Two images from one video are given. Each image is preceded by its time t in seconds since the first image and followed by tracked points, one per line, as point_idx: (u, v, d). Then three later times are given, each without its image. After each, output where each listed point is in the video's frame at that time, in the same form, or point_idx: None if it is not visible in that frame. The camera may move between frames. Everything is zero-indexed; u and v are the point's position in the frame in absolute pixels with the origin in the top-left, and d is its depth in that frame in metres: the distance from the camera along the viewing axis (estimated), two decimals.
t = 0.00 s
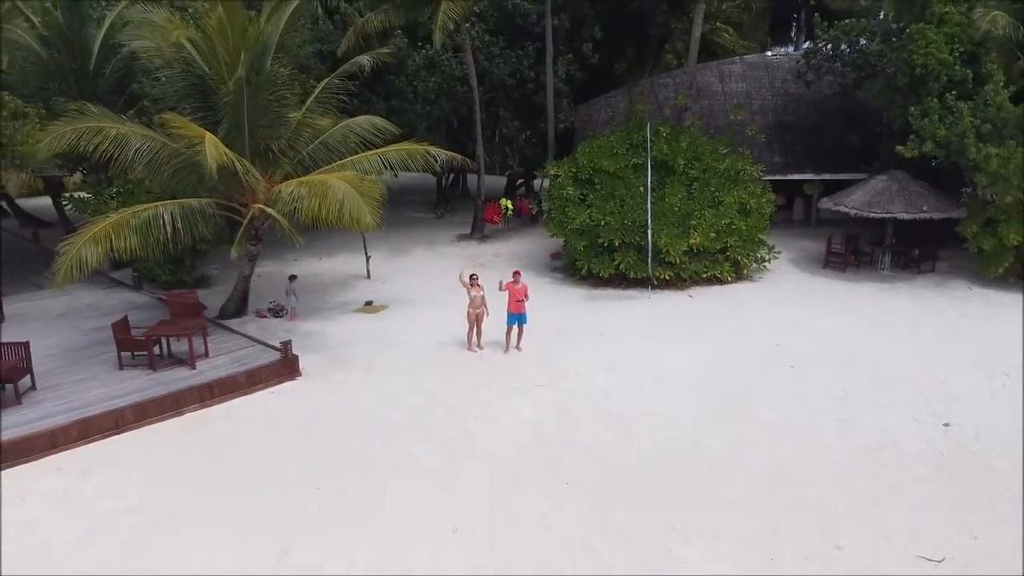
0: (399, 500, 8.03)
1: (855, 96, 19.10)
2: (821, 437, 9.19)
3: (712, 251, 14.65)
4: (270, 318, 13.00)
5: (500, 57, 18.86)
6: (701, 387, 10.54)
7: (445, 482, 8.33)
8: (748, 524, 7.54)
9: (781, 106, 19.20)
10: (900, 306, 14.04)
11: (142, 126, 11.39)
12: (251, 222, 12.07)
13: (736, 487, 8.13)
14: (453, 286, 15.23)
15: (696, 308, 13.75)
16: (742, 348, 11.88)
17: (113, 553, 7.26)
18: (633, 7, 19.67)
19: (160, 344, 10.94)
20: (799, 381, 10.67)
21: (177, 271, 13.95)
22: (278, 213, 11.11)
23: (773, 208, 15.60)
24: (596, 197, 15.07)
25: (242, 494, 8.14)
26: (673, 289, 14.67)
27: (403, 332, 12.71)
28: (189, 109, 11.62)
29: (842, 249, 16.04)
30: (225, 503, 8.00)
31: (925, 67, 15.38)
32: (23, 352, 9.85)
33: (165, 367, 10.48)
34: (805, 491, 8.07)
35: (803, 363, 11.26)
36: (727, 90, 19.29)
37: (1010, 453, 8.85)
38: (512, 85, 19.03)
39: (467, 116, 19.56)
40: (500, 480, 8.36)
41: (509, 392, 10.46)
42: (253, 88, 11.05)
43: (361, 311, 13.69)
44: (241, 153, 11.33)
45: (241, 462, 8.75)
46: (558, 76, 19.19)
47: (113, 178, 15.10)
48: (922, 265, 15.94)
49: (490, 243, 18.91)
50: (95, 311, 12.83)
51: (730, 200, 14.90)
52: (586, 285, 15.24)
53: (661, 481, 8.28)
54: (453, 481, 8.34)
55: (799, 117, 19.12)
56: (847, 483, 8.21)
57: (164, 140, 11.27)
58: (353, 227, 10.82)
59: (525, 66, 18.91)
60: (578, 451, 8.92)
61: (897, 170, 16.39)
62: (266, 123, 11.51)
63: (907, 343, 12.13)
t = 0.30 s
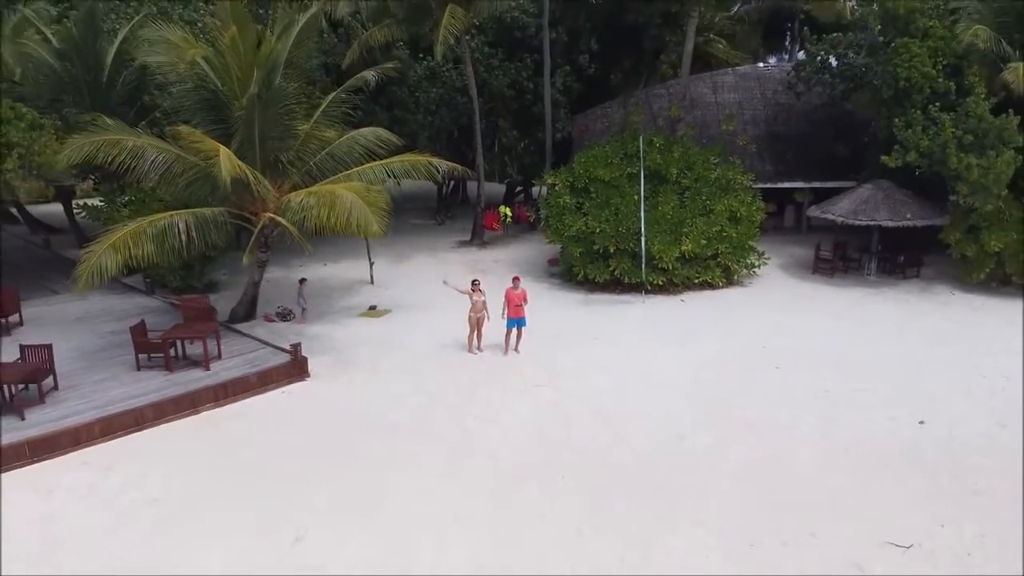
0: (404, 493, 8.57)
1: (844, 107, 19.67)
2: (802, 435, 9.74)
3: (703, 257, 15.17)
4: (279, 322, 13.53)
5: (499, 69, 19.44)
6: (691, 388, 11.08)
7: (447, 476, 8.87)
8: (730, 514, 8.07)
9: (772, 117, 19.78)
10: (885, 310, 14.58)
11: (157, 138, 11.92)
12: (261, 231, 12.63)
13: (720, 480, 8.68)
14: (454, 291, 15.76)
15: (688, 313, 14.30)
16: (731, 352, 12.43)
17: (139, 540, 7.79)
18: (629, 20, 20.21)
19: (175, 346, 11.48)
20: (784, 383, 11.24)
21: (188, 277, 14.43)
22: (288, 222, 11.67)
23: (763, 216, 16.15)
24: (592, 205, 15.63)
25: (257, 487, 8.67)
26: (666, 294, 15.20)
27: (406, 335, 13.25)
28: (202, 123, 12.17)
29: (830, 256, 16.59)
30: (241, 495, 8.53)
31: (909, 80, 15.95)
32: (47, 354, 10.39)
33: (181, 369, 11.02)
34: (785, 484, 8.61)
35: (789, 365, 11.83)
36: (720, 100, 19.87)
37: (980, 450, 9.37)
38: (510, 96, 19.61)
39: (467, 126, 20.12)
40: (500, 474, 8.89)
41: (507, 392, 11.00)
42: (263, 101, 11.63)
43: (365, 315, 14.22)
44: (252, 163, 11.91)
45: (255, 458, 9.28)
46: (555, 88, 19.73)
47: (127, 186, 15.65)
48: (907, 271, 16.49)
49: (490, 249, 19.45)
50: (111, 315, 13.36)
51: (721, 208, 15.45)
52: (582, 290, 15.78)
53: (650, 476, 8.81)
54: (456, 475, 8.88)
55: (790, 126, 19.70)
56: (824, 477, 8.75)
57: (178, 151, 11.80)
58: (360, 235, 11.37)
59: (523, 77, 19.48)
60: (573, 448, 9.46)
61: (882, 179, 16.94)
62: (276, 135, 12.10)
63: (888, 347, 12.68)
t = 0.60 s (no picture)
0: (410, 485, 9.13)
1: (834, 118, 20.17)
2: (786, 432, 10.30)
3: (696, 263, 15.73)
4: (287, 325, 14.07)
5: (499, 80, 20.05)
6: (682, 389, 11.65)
7: (451, 470, 9.43)
8: (715, 504, 8.63)
9: (764, 126, 20.37)
10: (871, 314, 15.13)
11: (173, 151, 12.52)
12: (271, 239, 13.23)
13: (707, 474, 9.25)
14: (456, 296, 16.29)
15: (681, 317, 14.87)
16: (721, 354, 13.01)
17: (162, 529, 8.35)
18: (625, 33, 20.78)
19: (190, 349, 12.03)
20: (770, 383, 11.81)
21: (197, 282, 14.96)
22: (299, 230, 12.27)
23: (754, 223, 16.73)
24: (588, 213, 16.24)
25: (273, 480, 9.23)
26: (660, 299, 15.78)
27: (411, 338, 13.81)
28: (215, 136, 12.75)
29: (820, 262, 17.16)
30: (257, 487, 9.08)
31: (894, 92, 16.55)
32: (70, 356, 10.95)
33: (196, 370, 11.57)
34: (768, 477, 9.17)
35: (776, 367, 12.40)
36: (713, 110, 20.47)
37: (955, 446, 9.92)
38: (510, 107, 20.20)
39: (468, 136, 20.72)
40: (500, 469, 9.44)
41: (507, 392, 11.57)
42: (274, 114, 12.24)
43: (370, 320, 14.75)
44: (264, 174, 12.52)
45: (269, 453, 9.83)
46: (553, 99, 20.31)
47: (140, 195, 16.26)
48: (894, 276, 17.04)
49: (490, 255, 20.01)
50: (127, 319, 13.93)
51: (713, 216, 16.04)
52: (580, 295, 16.33)
53: (641, 470, 9.37)
54: (459, 469, 9.44)
55: (782, 136, 20.29)
56: (805, 471, 9.32)
57: (193, 163, 12.40)
58: (367, 243, 11.96)
59: (522, 89, 20.08)
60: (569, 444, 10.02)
61: (869, 188, 17.51)
62: (286, 147, 12.70)
63: (872, 349, 13.24)
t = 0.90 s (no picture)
0: (416, 479, 9.71)
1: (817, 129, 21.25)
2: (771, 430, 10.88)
3: (689, 269, 16.34)
4: (295, 329, 14.63)
5: (500, 91, 20.67)
6: (673, 389, 12.22)
7: (454, 465, 10.01)
8: (703, 496, 9.23)
9: (757, 135, 20.97)
10: (857, 318, 15.71)
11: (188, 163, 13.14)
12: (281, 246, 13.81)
13: (695, 469, 9.83)
14: (457, 300, 16.88)
15: (675, 321, 15.47)
16: (711, 357, 13.60)
17: (186, 520, 8.93)
18: (621, 45, 21.40)
19: (204, 352, 12.63)
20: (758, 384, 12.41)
21: (209, 287, 15.53)
22: (309, 238, 12.88)
23: (745, 230, 17.33)
24: (585, 220, 16.89)
25: (286, 475, 9.81)
26: (654, 303, 16.38)
27: (414, 341, 14.38)
28: (228, 148, 13.37)
29: (809, 267, 17.74)
30: (272, 482, 9.66)
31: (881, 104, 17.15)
32: (91, 358, 11.53)
33: (211, 372, 12.17)
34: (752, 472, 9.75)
35: (764, 369, 12.98)
36: (707, 120, 21.10)
37: (930, 443, 10.50)
38: (510, 117, 20.81)
39: (469, 145, 21.32)
40: (501, 463, 10.04)
41: (507, 392, 12.14)
42: (285, 128, 12.85)
43: (375, 323, 15.33)
44: (274, 184, 13.10)
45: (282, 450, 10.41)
46: (552, 109, 20.92)
47: (153, 203, 16.87)
48: (882, 281, 17.61)
49: (490, 260, 20.60)
50: (142, 323, 14.51)
51: (705, 223, 16.62)
52: (577, 299, 16.93)
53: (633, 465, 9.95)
54: (461, 465, 10.02)
55: (774, 145, 20.88)
56: (787, 466, 9.90)
57: (207, 174, 13.00)
58: (374, 250, 12.59)
59: (521, 100, 20.71)
60: (565, 441, 10.60)
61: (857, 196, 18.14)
62: (295, 158, 13.29)
63: (857, 352, 13.82)
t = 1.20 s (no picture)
0: (419, 473, 10.32)
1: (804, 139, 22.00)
2: (755, 428, 11.49)
3: (681, 275, 16.95)
4: (302, 333, 15.22)
5: (498, 102, 21.31)
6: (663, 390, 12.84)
7: (455, 461, 10.62)
8: (689, 489, 9.82)
9: (748, 145, 21.61)
10: (843, 323, 16.32)
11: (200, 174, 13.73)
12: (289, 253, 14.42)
13: (682, 464, 10.43)
14: (458, 305, 17.48)
15: (667, 325, 16.10)
16: (701, 360, 14.21)
17: (204, 512, 9.51)
18: (617, 57, 22.04)
19: (216, 355, 13.25)
20: (744, 386, 13.02)
21: (218, 293, 16.11)
22: (316, 246, 13.48)
23: (735, 238, 17.94)
24: (581, 228, 17.52)
25: (297, 470, 10.40)
26: (648, 308, 17.02)
27: (417, 344, 14.98)
28: (238, 160, 13.98)
29: (798, 273, 18.35)
30: (284, 476, 10.26)
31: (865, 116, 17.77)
32: (109, 361, 12.13)
33: (223, 374, 12.79)
34: (736, 466, 10.36)
35: (750, 371, 13.61)
36: (701, 130, 21.73)
37: (905, 440, 11.11)
38: (508, 127, 21.46)
39: (469, 154, 21.95)
40: (500, 459, 10.64)
41: (506, 393, 12.75)
42: (294, 141, 13.46)
43: (379, 327, 15.93)
44: (283, 194, 13.70)
45: (292, 447, 11.01)
46: (549, 119, 21.55)
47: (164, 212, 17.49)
48: (869, 286, 18.22)
49: (490, 266, 21.22)
50: (155, 327, 15.10)
51: (697, 230, 17.23)
52: (573, 304, 17.54)
53: (624, 460, 10.55)
54: (461, 460, 10.62)
55: (764, 154, 21.52)
56: (769, 460, 10.50)
57: (218, 184, 13.59)
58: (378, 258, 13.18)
59: (519, 110, 21.34)
60: (560, 437, 11.22)
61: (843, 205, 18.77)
62: (303, 169, 13.89)
63: (841, 356, 14.43)
